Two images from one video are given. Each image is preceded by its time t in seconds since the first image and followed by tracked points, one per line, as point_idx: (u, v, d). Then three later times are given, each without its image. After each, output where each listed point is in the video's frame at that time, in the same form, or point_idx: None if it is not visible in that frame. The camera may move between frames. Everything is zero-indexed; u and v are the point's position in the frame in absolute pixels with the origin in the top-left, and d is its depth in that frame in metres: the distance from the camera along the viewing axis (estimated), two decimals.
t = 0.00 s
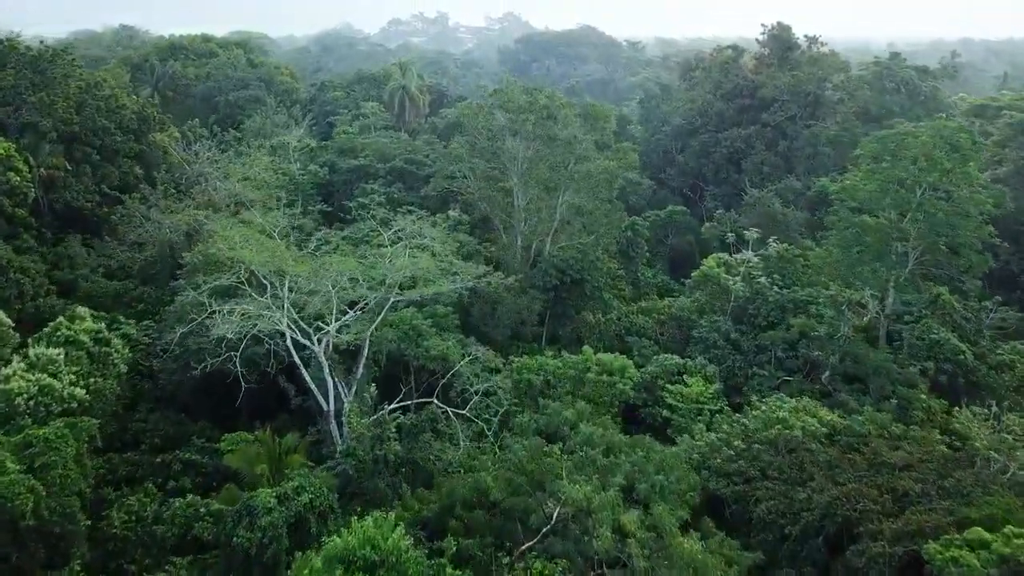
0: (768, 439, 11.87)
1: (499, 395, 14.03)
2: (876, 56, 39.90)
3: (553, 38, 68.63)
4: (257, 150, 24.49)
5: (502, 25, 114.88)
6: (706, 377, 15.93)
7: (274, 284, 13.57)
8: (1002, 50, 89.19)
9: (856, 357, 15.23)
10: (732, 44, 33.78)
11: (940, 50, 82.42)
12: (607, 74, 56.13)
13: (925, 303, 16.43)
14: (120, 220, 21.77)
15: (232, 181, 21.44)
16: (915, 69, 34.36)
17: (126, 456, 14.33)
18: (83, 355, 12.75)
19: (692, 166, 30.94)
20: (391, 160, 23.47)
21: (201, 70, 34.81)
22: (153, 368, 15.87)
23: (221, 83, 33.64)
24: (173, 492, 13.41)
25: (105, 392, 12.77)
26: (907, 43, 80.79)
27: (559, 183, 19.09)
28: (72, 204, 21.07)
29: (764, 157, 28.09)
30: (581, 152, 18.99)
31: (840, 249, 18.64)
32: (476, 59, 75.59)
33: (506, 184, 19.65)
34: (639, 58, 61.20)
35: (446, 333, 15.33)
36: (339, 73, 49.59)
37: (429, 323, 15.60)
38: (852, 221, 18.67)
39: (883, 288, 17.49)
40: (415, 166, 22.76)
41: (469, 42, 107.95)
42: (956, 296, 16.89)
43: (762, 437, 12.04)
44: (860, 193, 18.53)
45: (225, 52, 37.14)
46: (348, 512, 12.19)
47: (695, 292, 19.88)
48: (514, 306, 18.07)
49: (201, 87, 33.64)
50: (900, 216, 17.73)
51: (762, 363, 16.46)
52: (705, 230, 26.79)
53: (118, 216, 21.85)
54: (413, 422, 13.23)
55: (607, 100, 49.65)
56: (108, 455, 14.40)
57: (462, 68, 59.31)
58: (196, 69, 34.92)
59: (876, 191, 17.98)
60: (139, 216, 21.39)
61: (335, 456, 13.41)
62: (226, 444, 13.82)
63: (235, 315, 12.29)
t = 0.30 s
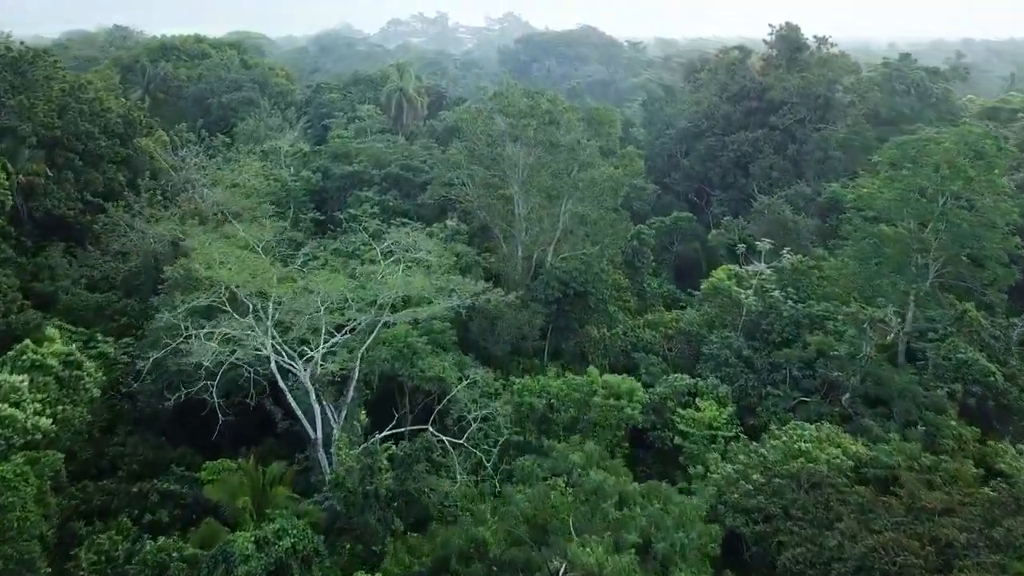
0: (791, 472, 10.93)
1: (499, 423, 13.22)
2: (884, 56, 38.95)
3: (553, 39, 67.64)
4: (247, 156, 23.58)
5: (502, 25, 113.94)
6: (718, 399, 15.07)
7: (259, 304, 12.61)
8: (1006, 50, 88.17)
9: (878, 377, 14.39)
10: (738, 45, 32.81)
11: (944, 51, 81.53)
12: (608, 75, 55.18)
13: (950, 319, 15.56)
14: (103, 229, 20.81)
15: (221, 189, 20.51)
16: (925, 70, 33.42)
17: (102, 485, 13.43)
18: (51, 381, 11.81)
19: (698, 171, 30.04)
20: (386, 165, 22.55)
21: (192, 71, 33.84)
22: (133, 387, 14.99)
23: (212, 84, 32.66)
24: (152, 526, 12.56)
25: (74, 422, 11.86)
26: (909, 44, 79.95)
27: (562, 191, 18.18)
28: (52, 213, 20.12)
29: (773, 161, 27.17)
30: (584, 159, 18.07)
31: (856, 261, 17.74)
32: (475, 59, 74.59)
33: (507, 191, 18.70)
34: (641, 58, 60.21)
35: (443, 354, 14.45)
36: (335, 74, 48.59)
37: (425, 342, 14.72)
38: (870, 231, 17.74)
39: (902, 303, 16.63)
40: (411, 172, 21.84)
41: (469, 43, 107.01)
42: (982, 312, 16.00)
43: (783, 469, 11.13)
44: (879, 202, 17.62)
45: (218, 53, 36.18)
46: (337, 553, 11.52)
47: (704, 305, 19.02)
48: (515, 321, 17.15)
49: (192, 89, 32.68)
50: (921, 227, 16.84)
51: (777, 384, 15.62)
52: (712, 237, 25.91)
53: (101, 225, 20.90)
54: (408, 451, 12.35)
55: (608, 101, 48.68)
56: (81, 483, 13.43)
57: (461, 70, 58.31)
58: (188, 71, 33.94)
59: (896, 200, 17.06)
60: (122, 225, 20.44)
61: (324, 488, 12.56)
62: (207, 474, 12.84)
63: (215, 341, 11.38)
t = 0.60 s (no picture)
0: (818, 512, 10.07)
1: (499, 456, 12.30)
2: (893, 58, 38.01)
3: (554, 39, 66.60)
4: (237, 161, 22.64)
5: (502, 26, 112.97)
6: (733, 425, 14.18)
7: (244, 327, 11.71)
8: (1011, 52, 87.21)
9: (904, 402, 13.50)
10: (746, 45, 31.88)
11: (949, 53, 80.50)
12: (610, 76, 54.18)
13: (978, 339, 14.66)
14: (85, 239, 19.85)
15: (208, 197, 19.54)
16: (938, 72, 32.48)
17: (75, 518, 12.53)
18: (15, 411, 10.89)
19: (704, 176, 29.12)
20: (382, 172, 21.63)
21: (184, 73, 32.87)
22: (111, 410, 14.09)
23: (204, 86, 31.69)
24: (125, 566, 11.65)
25: (40, 455, 10.94)
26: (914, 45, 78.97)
27: (566, 201, 17.28)
28: (31, 222, 19.12)
29: (783, 167, 26.26)
30: (589, 167, 17.11)
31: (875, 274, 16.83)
32: (474, 60, 73.55)
33: (508, 200, 17.79)
34: (644, 59, 59.21)
35: (440, 377, 13.55)
36: (332, 75, 47.62)
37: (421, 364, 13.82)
38: (890, 243, 16.83)
39: (926, 320, 15.73)
40: (407, 179, 20.87)
41: (468, 44, 106.02)
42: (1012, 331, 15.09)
43: (810, 510, 10.19)
44: (900, 213, 16.71)
45: (210, 54, 35.22)
46: None
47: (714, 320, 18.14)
48: (517, 339, 16.24)
49: (183, 90, 31.71)
50: (945, 239, 15.93)
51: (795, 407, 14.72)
52: (719, 246, 25.02)
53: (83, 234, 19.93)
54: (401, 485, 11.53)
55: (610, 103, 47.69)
56: (49, 516, 12.47)
57: (460, 70, 57.28)
58: (180, 72, 32.97)
59: (919, 211, 16.10)
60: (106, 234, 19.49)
61: (311, 526, 11.66)
62: (185, 508, 11.90)
63: (190, 373, 10.46)
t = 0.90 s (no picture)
0: (849, 561, 9.21)
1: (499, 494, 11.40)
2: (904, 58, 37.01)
3: (555, 40, 65.68)
4: (226, 168, 21.70)
5: (502, 26, 112.03)
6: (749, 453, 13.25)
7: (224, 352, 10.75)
8: (1019, 52, 85.98)
9: (933, 429, 12.58)
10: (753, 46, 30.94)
11: (954, 54, 79.50)
12: (612, 77, 53.24)
13: (1010, 360, 13.72)
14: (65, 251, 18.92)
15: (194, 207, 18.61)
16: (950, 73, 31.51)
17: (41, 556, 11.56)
18: None
19: (711, 181, 28.19)
20: (376, 179, 20.69)
21: (175, 74, 31.93)
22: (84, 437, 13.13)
23: (195, 87, 30.75)
24: None
25: None
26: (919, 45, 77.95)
27: (570, 210, 16.35)
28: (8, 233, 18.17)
29: (793, 172, 25.32)
30: (594, 175, 16.15)
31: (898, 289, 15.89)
32: (474, 61, 72.59)
33: (508, 209, 16.85)
34: (646, 60, 58.26)
35: (435, 403, 12.62)
36: (329, 77, 46.68)
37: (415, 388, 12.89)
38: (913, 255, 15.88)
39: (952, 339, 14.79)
40: (402, 187, 19.93)
41: (468, 44, 105.09)
42: None
43: (841, 559, 9.28)
44: (923, 223, 15.77)
45: (203, 55, 34.29)
46: None
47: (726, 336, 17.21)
48: (518, 358, 15.30)
49: (174, 92, 30.77)
50: (973, 252, 14.99)
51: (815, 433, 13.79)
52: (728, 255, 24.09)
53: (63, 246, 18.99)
54: (396, 524, 10.92)
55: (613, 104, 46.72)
56: (15, 553, 11.52)
57: (459, 71, 56.31)
58: (171, 73, 32.04)
59: (945, 222, 15.13)
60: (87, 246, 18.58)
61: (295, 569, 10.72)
62: (159, 549, 10.94)
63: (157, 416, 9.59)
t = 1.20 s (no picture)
0: None
1: (501, 538, 10.65)
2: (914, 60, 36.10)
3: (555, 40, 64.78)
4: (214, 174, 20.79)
5: (502, 26, 111.11)
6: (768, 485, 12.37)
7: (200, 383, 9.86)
8: None
9: (967, 461, 11.70)
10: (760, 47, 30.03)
11: (959, 55, 78.58)
12: (614, 78, 52.33)
13: None
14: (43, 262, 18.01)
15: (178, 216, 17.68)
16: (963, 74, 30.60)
17: None
18: None
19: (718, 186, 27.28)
20: (370, 186, 19.78)
21: (166, 76, 31.01)
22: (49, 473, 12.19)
23: (186, 89, 29.82)
24: None
25: None
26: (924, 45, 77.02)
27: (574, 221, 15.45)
28: None
29: (803, 178, 24.43)
30: (600, 184, 15.24)
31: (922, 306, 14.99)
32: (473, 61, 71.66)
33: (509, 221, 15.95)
34: (648, 60, 57.32)
35: (431, 433, 11.72)
36: (325, 78, 45.70)
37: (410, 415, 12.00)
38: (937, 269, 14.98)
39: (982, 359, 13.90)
40: (397, 195, 19.01)
41: (468, 44, 104.18)
42: None
43: None
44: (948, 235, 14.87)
45: (194, 56, 33.35)
46: None
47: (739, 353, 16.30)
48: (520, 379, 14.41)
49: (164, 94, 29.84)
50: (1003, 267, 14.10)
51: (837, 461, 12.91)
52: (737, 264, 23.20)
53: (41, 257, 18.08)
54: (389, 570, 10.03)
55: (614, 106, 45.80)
56: None
57: (458, 71, 55.36)
58: (161, 74, 31.09)
59: (974, 236, 14.24)
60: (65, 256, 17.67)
61: None
62: None
63: (119, 462, 8.73)
